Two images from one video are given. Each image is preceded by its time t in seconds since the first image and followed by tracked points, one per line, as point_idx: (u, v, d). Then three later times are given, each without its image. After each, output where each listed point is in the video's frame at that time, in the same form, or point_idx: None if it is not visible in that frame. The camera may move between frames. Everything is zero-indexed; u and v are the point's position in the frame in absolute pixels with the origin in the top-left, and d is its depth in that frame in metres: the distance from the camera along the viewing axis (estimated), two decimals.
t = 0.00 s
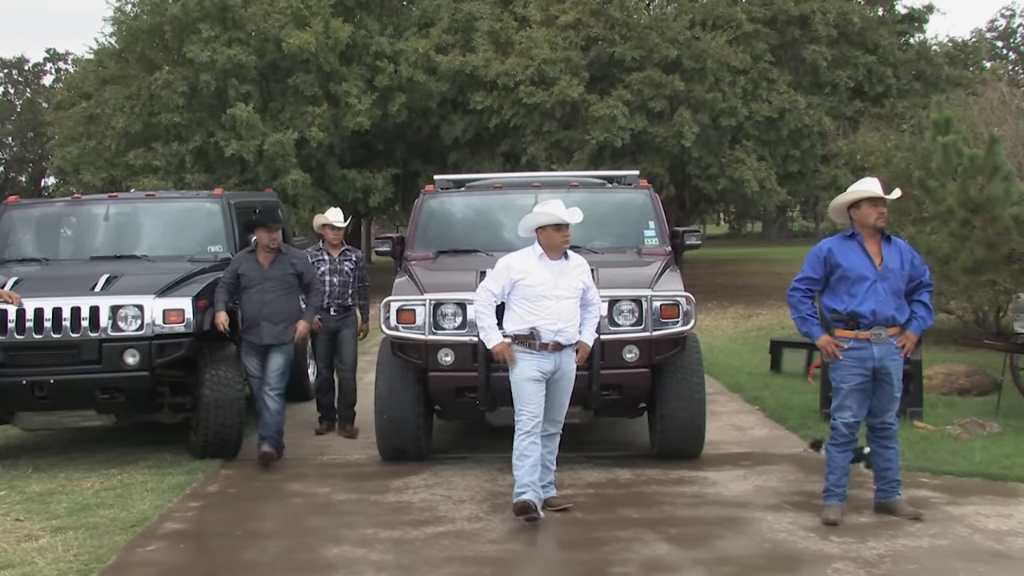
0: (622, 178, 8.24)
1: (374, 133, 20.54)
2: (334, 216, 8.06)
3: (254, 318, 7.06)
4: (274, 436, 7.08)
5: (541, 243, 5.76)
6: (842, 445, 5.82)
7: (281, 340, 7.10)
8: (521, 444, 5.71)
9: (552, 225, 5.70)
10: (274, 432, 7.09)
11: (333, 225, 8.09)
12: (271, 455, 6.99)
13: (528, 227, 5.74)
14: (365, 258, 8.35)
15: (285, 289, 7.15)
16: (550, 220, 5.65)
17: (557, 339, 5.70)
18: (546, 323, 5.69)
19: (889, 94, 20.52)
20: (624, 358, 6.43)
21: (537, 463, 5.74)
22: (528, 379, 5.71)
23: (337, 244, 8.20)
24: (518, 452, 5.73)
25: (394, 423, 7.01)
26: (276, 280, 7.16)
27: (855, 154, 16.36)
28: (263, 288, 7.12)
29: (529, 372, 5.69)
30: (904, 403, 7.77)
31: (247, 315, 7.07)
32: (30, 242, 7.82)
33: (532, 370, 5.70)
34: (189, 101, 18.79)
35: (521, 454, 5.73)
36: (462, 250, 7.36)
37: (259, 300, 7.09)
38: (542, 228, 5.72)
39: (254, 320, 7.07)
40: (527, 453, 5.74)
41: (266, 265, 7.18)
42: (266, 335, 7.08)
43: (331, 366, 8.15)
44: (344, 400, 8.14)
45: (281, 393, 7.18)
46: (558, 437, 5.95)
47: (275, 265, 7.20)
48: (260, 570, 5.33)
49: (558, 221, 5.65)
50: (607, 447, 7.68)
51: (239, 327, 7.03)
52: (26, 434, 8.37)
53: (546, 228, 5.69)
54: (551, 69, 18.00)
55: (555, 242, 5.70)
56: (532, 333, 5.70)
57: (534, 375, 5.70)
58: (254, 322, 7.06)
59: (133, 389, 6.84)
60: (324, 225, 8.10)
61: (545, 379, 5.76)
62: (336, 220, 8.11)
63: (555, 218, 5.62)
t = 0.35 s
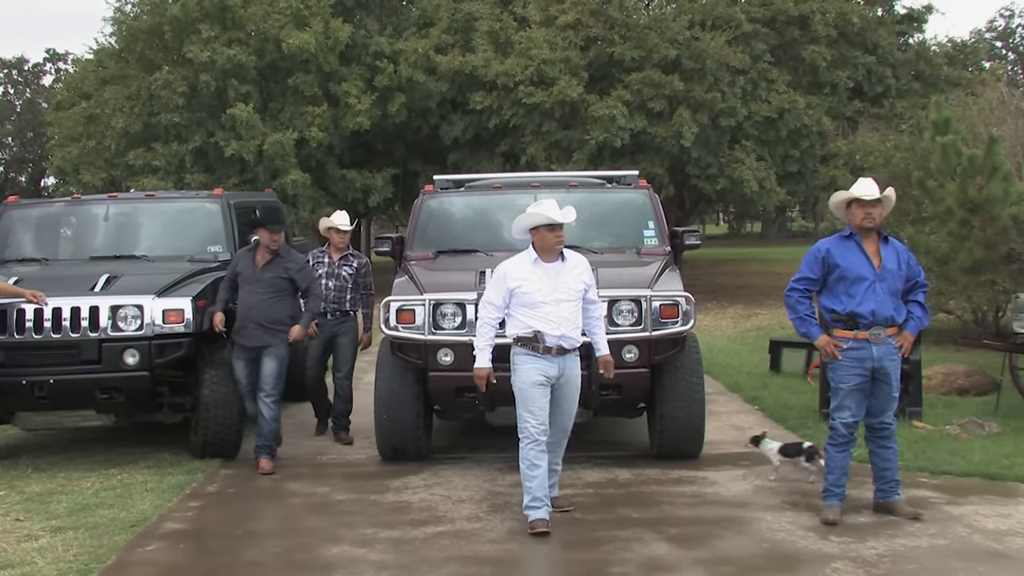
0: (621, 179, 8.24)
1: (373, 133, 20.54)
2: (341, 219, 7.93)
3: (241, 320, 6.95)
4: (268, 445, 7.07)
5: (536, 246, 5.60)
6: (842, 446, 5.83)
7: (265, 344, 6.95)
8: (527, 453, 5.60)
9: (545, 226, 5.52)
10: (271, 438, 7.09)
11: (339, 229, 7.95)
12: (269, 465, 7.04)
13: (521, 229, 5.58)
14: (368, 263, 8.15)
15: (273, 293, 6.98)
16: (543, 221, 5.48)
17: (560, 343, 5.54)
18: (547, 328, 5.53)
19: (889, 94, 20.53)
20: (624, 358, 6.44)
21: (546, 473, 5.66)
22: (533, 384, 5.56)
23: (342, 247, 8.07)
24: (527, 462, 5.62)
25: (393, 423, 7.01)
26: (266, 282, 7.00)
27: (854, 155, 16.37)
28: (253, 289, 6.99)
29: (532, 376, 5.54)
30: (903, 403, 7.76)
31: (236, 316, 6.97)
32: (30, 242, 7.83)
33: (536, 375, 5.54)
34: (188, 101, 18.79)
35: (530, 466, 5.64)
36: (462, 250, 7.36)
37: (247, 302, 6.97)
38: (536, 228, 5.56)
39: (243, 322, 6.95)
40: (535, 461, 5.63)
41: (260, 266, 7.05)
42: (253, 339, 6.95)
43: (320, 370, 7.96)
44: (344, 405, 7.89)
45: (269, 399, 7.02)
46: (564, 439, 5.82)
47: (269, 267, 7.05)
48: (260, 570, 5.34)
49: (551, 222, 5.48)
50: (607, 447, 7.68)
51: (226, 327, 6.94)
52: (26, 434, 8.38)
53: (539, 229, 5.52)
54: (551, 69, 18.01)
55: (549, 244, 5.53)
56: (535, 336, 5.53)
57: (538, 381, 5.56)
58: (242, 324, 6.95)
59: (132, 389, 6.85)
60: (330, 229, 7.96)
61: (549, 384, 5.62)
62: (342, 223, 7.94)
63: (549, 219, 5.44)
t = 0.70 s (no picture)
0: (618, 179, 8.23)
1: (371, 133, 20.54)
2: (335, 217, 7.87)
3: (252, 316, 6.88)
4: (268, 446, 7.04)
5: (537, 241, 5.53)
6: (838, 446, 5.83)
7: (276, 342, 6.92)
8: (519, 454, 5.64)
9: (548, 220, 5.47)
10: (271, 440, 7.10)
11: (333, 227, 7.89)
12: (268, 465, 7.02)
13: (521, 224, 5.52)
14: (364, 261, 8.13)
15: (285, 289, 6.97)
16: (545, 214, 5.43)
17: (557, 343, 5.46)
18: (545, 328, 5.45)
19: (886, 94, 20.55)
20: (622, 358, 6.44)
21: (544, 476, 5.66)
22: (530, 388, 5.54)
23: (337, 246, 8.02)
24: (523, 464, 5.65)
25: (391, 422, 7.01)
26: (276, 278, 7.00)
27: (851, 155, 16.38)
28: (264, 286, 6.96)
29: (531, 382, 5.52)
30: (900, 403, 7.74)
31: (246, 313, 6.89)
32: (28, 242, 7.83)
33: (534, 380, 5.51)
34: (186, 101, 18.80)
35: (527, 468, 5.66)
36: (460, 250, 7.37)
37: (257, 298, 6.92)
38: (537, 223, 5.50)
39: (254, 319, 6.89)
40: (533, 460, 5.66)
41: (268, 263, 7.04)
42: (263, 336, 6.90)
43: (325, 373, 7.73)
44: (339, 404, 7.95)
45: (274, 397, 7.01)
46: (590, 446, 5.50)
47: (276, 264, 7.05)
48: (258, 569, 5.35)
49: (554, 215, 5.43)
50: (604, 447, 7.69)
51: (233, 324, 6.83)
52: (24, 434, 8.38)
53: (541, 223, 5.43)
54: (548, 69, 18.02)
55: (551, 237, 5.47)
56: (531, 337, 5.47)
57: (536, 386, 5.52)
58: (253, 320, 6.89)
59: (130, 389, 6.86)
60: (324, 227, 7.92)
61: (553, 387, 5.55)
62: (337, 220, 7.89)
63: (552, 211, 5.39)
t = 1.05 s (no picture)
0: (613, 179, 8.22)
1: (365, 132, 20.56)
2: (317, 215, 7.80)
3: (271, 319, 6.84)
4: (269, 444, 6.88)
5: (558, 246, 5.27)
6: (831, 445, 5.84)
7: (291, 343, 6.95)
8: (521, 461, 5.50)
9: (571, 225, 5.21)
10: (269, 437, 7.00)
11: (316, 225, 7.82)
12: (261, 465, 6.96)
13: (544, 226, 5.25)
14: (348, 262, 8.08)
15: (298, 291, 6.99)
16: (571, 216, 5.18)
17: (568, 354, 5.23)
18: (558, 336, 5.19)
19: (880, 94, 20.61)
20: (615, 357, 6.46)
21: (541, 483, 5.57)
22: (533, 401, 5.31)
23: (320, 245, 7.93)
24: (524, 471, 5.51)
25: (385, 422, 7.02)
26: (289, 280, 6.98)
27: (844, 155, 16.42)
28: (279, 288, 6.92)
29: (535, 395, 5.28)
30: (894, 402, 7.74)
31: (263, 315, 6.81)
32: (23, 242, 7.83)
33: (538, 393, 5.28)
34: (181, 101, 18.80)
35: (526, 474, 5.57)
36: (454, 250, 7.37)
37: (273, 300, 6.87)
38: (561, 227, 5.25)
39: (272, 321, 6.85)
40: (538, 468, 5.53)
41: (277, 264, 6.98)
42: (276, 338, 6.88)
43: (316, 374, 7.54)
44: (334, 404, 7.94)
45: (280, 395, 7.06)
46: (594, 467, 5.22)
47: (284, 264, 7.02)
48: (253, 569, 5.35)
49: (579, 219, 5.17)
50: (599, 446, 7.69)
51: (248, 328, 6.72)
52: (18, 434, 8.37)
53: (563, 227, 5.18)
54: (543, 69, 18.03)
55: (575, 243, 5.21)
56: (539, 346, 5.23)
57: (540, 399, 5.28)
58: (271, 322, 6.84)
59: (125, 388, 6.85)
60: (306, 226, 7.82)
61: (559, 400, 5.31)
62: (320, 220, 7.82)
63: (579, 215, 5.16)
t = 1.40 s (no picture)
0: (591, 178, 8.22)
1: (344, 131, 20.54)
2: (295, 214, 7.83)
3: (276, 322, 6.69)
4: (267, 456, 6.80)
5: (563, 239, 5.06)
6: (807, 443, 5.88)
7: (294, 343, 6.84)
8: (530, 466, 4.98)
9: (578, 217, 5.03)
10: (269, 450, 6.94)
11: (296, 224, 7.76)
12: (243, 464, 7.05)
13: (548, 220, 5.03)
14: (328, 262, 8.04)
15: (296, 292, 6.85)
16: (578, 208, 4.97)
17: (578, 351, 5.02)
18: (566, 333, 4.98)
19: (856, 94, 20.77)
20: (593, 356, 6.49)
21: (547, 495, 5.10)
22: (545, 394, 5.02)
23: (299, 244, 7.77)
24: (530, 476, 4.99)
25: (364, 420, 7.01)
26: (287, 281, 6.82)
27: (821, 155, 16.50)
28: (279, 290, 6.76)
29: (547, 386, 5.00)
30: (871, 400, 7.78)
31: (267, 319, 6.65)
32: None
33: (548, 384, 5.01)
34: (159, 100, 18.75)
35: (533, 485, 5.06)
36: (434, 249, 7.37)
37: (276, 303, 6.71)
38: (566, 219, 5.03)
39: (277, 324, 6.70)
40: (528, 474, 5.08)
41: (274, 266, 6.80)
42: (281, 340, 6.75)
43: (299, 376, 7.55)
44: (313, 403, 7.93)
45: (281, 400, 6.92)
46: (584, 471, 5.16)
47: (280, 266, 6.84)
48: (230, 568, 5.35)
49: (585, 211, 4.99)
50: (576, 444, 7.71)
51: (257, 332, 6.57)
52: None
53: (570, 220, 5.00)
54: (521, 69, 18.02)
55: (582, 235, 5.02)
56: (550, 343, 5.00)
57: (552, 392, 5.02)
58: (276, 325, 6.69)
59: (102, 388, 6.83)
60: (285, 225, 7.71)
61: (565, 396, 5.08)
62: (299, 218, 7.83)
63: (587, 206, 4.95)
